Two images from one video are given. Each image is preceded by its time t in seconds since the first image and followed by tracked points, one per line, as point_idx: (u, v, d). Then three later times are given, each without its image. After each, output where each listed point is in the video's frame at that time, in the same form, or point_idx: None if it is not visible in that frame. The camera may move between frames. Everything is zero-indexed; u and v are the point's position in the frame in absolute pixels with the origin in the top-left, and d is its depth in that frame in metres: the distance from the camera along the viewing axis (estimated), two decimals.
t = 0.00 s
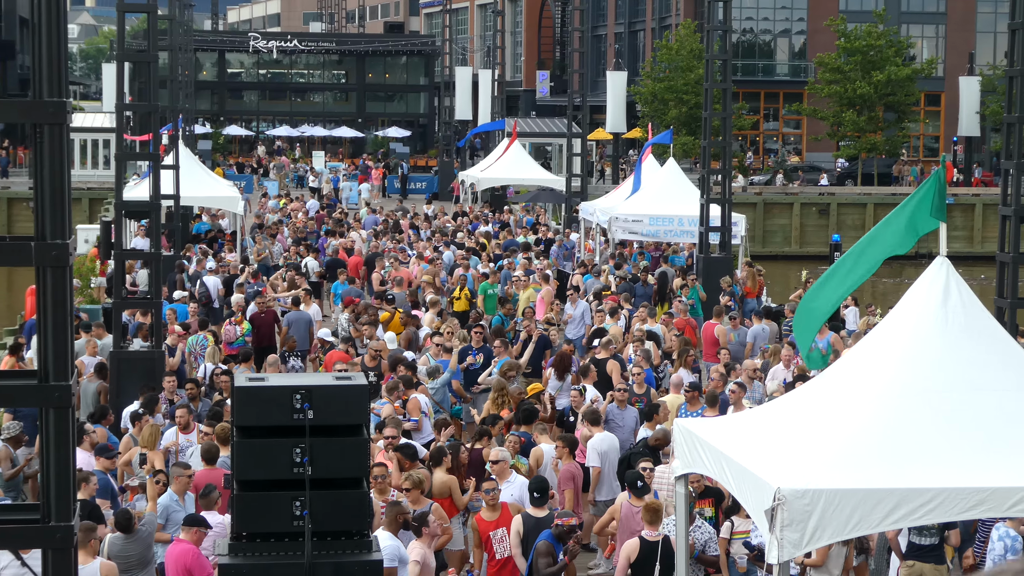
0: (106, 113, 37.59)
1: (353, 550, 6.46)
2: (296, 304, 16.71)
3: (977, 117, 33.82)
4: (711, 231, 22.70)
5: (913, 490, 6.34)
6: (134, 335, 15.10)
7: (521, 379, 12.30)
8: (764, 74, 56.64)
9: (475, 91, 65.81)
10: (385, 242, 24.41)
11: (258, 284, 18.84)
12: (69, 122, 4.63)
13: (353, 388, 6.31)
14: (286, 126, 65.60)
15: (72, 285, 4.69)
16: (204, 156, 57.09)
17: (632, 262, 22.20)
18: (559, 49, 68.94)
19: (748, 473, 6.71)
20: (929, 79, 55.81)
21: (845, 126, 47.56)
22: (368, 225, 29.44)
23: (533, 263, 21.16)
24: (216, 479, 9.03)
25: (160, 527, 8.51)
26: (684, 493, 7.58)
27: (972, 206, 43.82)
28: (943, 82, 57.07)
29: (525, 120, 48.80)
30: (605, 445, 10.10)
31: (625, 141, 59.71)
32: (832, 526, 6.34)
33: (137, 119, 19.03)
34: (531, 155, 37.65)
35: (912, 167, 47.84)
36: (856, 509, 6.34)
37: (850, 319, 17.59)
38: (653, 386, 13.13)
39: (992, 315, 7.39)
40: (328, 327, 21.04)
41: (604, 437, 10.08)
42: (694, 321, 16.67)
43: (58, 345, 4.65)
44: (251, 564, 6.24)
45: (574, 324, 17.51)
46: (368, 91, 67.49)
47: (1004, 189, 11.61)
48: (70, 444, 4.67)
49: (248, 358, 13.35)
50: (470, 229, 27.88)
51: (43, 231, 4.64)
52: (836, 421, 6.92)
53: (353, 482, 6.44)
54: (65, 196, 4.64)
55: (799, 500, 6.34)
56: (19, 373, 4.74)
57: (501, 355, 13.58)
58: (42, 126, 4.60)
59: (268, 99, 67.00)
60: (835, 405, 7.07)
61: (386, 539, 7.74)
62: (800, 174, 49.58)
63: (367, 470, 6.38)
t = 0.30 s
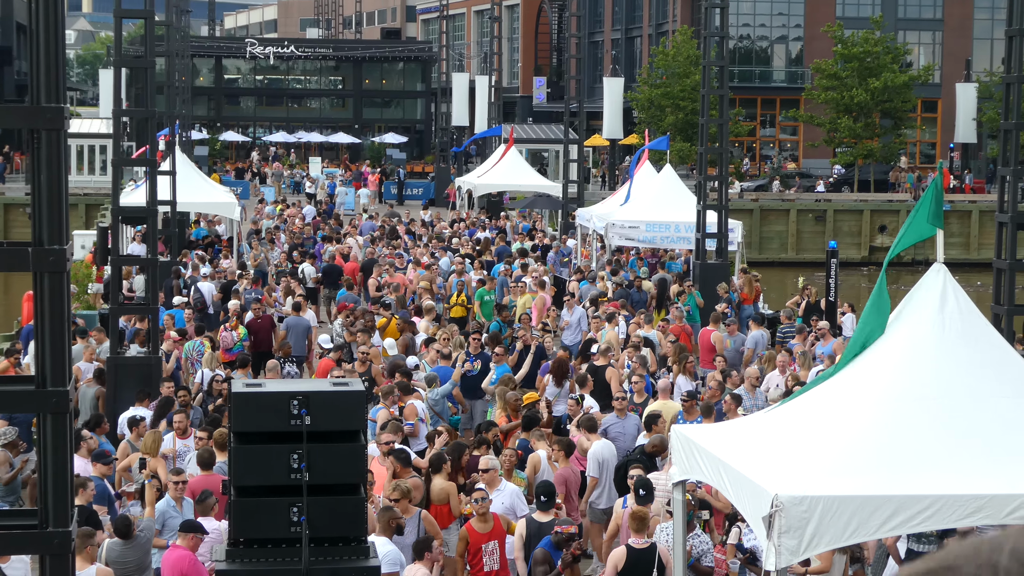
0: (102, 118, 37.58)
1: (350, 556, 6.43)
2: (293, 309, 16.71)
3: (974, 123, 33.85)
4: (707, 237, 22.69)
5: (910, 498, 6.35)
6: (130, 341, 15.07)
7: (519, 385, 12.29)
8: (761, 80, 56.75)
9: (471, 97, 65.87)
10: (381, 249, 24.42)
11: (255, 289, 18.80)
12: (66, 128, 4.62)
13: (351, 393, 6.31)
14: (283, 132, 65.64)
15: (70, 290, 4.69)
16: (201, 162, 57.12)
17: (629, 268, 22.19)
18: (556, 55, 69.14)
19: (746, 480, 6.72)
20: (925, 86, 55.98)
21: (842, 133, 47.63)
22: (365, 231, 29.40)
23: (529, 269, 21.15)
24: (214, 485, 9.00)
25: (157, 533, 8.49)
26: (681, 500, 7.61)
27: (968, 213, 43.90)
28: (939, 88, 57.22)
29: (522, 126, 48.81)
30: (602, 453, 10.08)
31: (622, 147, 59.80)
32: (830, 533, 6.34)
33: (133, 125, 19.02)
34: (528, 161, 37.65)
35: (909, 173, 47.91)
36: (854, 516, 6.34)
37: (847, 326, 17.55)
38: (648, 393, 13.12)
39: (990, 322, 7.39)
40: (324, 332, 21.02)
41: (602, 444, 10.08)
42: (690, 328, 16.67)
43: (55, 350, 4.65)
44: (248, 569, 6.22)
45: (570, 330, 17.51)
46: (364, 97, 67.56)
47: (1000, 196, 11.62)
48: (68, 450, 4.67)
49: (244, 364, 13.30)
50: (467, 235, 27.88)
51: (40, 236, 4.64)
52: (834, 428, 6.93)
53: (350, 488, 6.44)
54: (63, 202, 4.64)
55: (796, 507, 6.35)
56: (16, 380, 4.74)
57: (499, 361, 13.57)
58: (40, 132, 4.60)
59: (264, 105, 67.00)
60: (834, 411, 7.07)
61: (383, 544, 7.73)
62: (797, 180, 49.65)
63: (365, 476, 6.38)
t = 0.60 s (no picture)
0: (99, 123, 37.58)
1: (347, 562, 6.43)
2: (289, 314, 16.70)
3: (971, 130, 33.89)
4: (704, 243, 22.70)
5: (907, 504, 6.35)
6: (127, 346, 15.04)
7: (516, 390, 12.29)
8: (758, 86, 56.91)
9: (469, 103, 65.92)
10: (378, 255, 24.41)
11: (252, 295, 18.77)
12: (64, 134, 4.62)
13: (346, 399, 6.32)
14: (280, 137, 65.67)
15: (67, 296, 4.68)
16: (197, 167, 57.15)
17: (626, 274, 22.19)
18: (553, 62, 69.24)
19: (742, 486, 6.72)
20: (922, 93, 56.08)
21: (839, 139, 47.67)
22: (361, 236, 29.36)
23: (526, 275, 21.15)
24: (211, 490, 8.97)
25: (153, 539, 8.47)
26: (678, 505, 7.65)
27: (965, 219, 43.95)
28: (936, 95, 57.32)
29: (519, 132, 48.84)
30: (600, 458, 10.13)
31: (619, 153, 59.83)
32: (827, 539, 6.33)
33: (131, 131, 19.01)
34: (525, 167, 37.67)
35: (905, 180, 47.97)
36: (851, 522, 6.34)
37: (844, 332, 17.53)
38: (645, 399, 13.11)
39: (986, 328, 7.41)
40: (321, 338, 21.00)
41: (600, 449, 10.11)
42: (687, 334, 16.66)
43: (52, 356, 4.64)
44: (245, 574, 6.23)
45: (567, 336, 17.51)
46: (361, 103, 67.59)
47: (997, 203, 11.62)
48: (65, 455, 4.67)
49: (240, 369, 13.27)
50: (464, 241, 27.89)
51: (38, 241, 4.63)
52: (831, 434, 6.93)
53: (347, 494, 6.44)
54: (60, 208, 4.64)
55: (793, 513, 6.34)
56: (12, 386, 4.74)
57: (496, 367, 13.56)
58: (38, 137, 4.60)
59: (261, 110, 67.03)
60: (831, 418, 7.07)
61: (381, 550, 7.73)
62: (793, 187, 49.69)
63: (361, 482, 6.39)
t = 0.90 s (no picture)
0: (96, 123, 37.54)
1: (344, 562, 6.45)
2: (286, 314, 16.67)
3: (968, 127, 33.88)
4: (701, 241, 22.76)
5: (905, 501, 6.35)
6: (124, 346, 15.03)
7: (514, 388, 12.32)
8: (755, 85, 56.96)
9: (466, 102, 65.94)
10: (376, 254, 24.42)
11: (249, 295, 18.74)
12: (61, 134, 4.64)
13: (344, 399, 6.33)
14: (277, 137, 65.61)
15: (64, 296, 4.69)
16: (195, 166, 57.13)
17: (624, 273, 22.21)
18: (550, 60, 69.22)
19: (741, 486, 6.72)
20: (920, 90, 56.11)
21: (836, 137, 47.67)
22: (358, 236, 29.35)
23: (523, 273, 21.16)
24: (210, 490, 8.97)
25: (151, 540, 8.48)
26: (675, 504, 7.70)
27: (962, 217, 43.99)
28: (933, 93, 57.35)
29: (516, 131, 48.81)
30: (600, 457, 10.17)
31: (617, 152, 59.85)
32: (825, 537, 6.34)
33: (128, 131, 18.96)
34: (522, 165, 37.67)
35: (903, 177, 48.01)
36: (848, 520, 6.35)
37: (841, 330, 17.52)
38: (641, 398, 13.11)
39: (984, 325, 7.42)
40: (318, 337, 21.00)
41: (600, 448, 10.15)
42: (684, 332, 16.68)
43: (50, 358, 4.66)
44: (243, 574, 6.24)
45: (564, 335, 17.53)
46: (358, 102, 67.58)
47: (994, 200, 11.64)
48: (62, 456, 4.69)
49: (238, 369, 13.26)
50: (461, 240, 27.90)
51: (34, 242, 4.64)
52: (829, 433, 6.93)
53: (344, 494, 6.46)
54: (56, 209, 4.64)
55: (791, 511, 6.34)
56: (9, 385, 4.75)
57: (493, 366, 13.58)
58: (35, 137, 4.61)
59: (258, 110, 67.00)
60: (829, 416, 7.08)
61: (382, 549, 7.74)
62: (791, 185, 49.72)
63: (358, 482, 6.41)
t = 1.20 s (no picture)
0: (90, 111, 37.44)
1: (338, 550, 6.49)
2: (280, 302, 16.66)
3: (962, 119, 33.90)
4: (696, 232, 22.77)
5: (898, 492, 6.38)
6: (118, 335, 15.02)
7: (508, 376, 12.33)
8: (750, 75, 56.88)
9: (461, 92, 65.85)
10: (369, 243, 24.42)
11: (243, 284, 18.69)
12: (54, 122, 4.76)
13: (338, 387, 6.34)
14: (271, 126, 65.47)
15: (57, 284, 4.81)
16: (189, 155, 57.02)
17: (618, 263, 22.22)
18: (545, 50, 69.12)
19: (734, 475, 6.73)
20: (914, 82, 56.14)
21: (831, 129, 47.66)
22: (350, 225, 29.29)
23: (517, 263, 21.16)
24: (204, 477, 8.98)
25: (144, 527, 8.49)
26: (669, 494, 7.78)
27: (956, 208, 44.04)
28: (928, 85, 57.38)
29: (511, 120, 48.76)
30: (594, 445, 10.28)
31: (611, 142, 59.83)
32: (818, 527, 6.36)
33: (122, 119, 18.91)
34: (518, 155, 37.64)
35: (897, 169, 48.07)
36: (841, 511, 6.37)
37: (834, 322, 17.54)
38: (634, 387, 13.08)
39: (977, 317, 7.46)
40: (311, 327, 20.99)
41: (594, 438, 10.26)
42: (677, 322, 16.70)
43: (44, 344, 4.78)
44: (237, 563, 6.27)
45: (558, 325, 17.53)
46: (353, 91, 67.42)
47: (989, 192, 11.65)
48: (56, 442, 4.80)
49: (231, 358, 13.26)
50: (455, 229, 27.90)
51: (28, 230, 4.75)
52: (824, 423, 6.95)
53: (337, 483, 6.48)
54: (50, 197, 4.77)
55: (784, 501, 6.36)
56: (2, 372, 4.87)
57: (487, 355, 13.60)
58: (29, 125, 4.73)
59: (253, 99, 66.84)
60: (823, 406, 7.10)
61: (376, 539, 7.76)
62: (786, 176, 49.75)
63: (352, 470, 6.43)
